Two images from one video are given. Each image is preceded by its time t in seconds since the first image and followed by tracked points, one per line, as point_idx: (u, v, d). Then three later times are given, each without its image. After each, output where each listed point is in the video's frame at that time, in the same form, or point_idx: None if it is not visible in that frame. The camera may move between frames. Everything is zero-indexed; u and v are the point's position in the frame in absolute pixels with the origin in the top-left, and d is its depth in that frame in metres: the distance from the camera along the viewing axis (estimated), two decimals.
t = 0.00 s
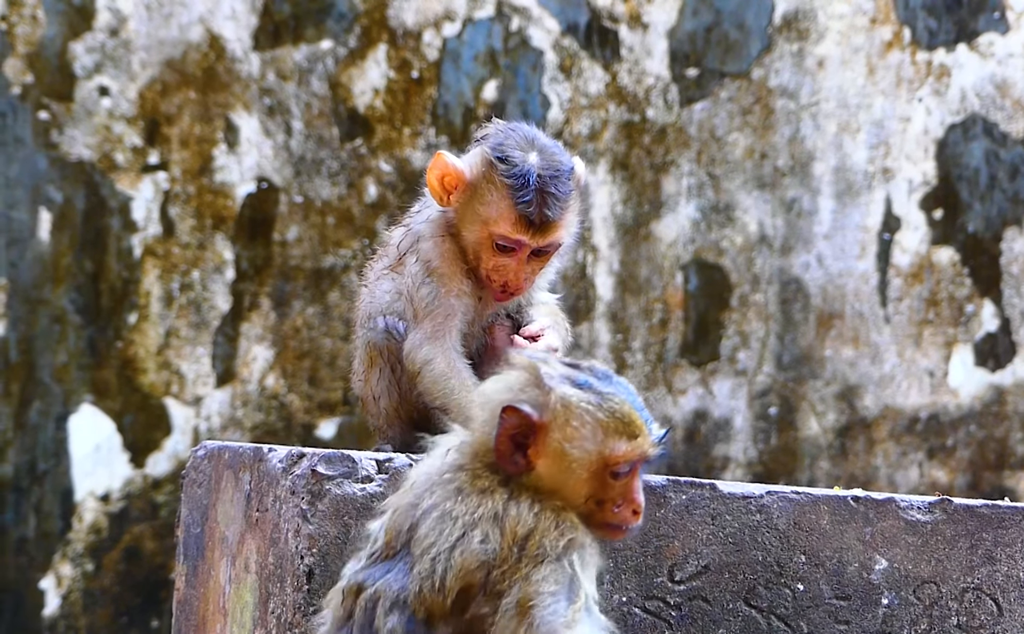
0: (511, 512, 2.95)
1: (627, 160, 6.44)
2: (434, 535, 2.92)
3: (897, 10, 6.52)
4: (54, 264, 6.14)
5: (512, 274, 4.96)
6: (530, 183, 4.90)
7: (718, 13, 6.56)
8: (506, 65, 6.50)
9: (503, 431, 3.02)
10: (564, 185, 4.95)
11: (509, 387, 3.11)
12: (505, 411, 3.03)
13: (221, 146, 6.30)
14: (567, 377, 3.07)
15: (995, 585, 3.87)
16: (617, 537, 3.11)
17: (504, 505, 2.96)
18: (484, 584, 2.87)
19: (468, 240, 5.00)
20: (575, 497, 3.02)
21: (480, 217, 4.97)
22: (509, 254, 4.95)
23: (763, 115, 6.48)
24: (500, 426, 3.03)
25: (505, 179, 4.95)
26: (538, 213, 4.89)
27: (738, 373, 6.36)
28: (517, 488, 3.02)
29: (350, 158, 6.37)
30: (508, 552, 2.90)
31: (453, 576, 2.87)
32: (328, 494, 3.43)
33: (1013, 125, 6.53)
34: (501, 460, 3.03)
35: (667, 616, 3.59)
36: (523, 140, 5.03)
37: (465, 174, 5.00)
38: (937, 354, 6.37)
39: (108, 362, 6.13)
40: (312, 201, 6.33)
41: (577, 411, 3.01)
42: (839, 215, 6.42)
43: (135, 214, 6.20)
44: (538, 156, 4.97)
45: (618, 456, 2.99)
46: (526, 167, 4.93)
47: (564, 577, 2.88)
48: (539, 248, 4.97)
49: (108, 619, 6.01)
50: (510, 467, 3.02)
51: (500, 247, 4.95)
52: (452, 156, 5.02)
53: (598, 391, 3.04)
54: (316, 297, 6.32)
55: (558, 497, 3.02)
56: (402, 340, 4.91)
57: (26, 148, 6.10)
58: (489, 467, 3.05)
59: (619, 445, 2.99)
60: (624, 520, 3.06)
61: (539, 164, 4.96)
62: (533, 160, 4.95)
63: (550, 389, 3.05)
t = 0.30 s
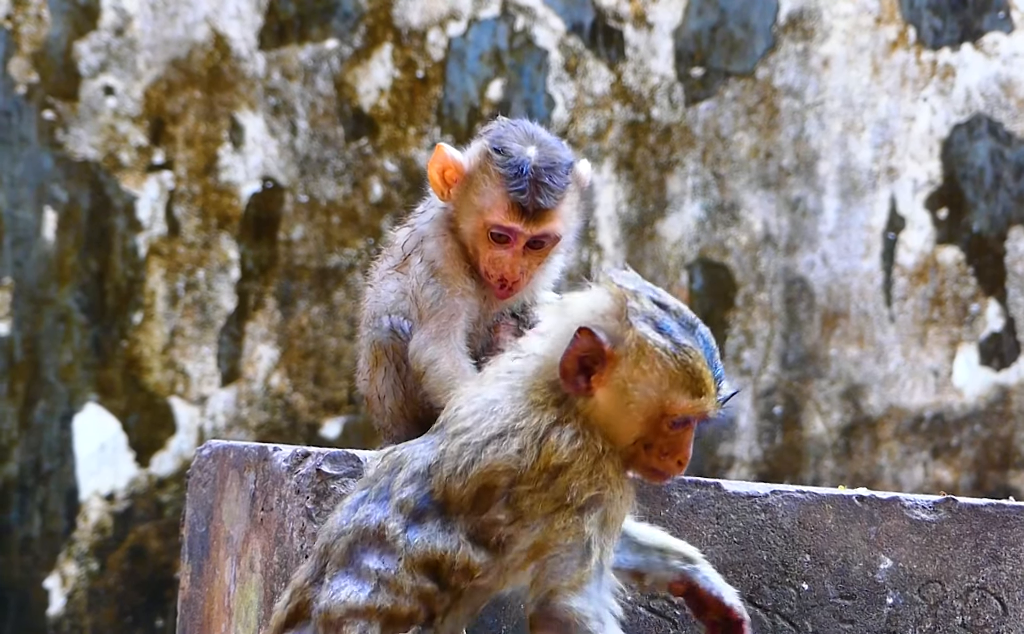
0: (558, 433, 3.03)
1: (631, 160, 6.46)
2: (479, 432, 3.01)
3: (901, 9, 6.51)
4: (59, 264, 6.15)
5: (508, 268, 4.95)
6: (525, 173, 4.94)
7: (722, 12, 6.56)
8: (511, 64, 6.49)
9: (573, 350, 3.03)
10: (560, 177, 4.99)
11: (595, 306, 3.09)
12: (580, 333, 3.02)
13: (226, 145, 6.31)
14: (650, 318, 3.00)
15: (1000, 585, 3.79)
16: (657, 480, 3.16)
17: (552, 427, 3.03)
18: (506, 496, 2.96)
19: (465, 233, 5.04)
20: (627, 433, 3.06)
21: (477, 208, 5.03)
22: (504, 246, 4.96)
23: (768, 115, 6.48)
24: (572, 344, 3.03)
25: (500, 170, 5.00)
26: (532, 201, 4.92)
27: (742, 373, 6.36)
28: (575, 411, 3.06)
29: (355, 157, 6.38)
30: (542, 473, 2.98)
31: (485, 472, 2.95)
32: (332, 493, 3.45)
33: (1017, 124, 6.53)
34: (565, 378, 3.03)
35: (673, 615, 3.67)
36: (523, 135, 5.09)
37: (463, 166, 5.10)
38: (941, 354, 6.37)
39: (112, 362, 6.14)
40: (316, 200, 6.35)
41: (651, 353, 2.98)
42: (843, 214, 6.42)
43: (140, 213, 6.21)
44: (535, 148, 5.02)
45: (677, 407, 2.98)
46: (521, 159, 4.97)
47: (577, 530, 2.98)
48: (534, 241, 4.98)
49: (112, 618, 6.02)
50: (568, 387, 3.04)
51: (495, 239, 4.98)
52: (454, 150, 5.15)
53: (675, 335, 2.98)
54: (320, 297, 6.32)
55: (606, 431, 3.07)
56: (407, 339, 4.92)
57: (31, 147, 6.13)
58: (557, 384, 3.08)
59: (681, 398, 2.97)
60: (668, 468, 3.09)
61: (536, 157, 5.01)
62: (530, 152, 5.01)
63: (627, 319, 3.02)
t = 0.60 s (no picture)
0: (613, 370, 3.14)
1: (636, 159, 6.46)
2: (529, 367, 3.19)
3: (906, 8, 6.51)
4: (64, 263, 6.16)
5: (502, 254, 4.95)
6: (511, 156, 5.01)
7: (726, 12, 6.56)
8: (515, 64, 6.49)
9: (675, 297, 3.16)
10: (547, 161, 5.04)
11: (709, 260, 3.22)
12: (685, 284, 3.16)
13: (231, 144, 6.32)
14: (761, 287, 3.10)
15: (1004, 584, 3.78)
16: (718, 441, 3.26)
17: (608, 364, 3.15)
18: (540, 431, 3.10)
19: (459, 223, 5.05)
20: (700, 390, 3.15)
21: (466, 195, 5.06)
22: (497, 234, 4.98)
23: (772, 114, 6.47)
24: (676, 292, 3.17)
25: (487, 156, 5.06)
26: (519, 183, 4.97)
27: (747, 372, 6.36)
28: (657, 359, 3.16)
29: (359, 156, 6.38)
30: (580, 409, 3.08)
31: (521, 406, 3.12)
32: (337, 492, 3.50)
33: (1021, 123, 6.52)
34: (660, 324, 3.16)
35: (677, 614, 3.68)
36: (511, 124, 5.16)
37: (455, 158, 5.18)
38: (946, 353, 6.35)
39: (117, 361, 6.15)
40: (321, 199, 6.34)
41: (757, 320, 3.08)
42: (848, 214, 6.42)
43: (144, 212, 6.22)
44: (520, 134, 5.09)
45: (763, 381, 3.10)
46: (508, 144, 5.05)
47: (602, 470, 3.03)
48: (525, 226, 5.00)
49: (116, 618, 6.03)
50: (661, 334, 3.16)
51: (487, 227, 4.98)
52: (445, 146, 5.24)
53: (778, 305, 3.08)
54: (325, 296, 6.32)
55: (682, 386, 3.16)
56: (410, 339, 4.93)
57: (35, 147, 6.14)
58: (649, 330, 3.20)
59: (768, 374, 3.08)
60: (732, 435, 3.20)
61: (524, 143, 5.08)
62: (518, 139, 5.08)
63: (735, 279, 3.14)
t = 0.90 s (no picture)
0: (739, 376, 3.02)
1: (639, 158, 6.46)
2: (652, 351, 3.10)
3: (908, 7, 6.51)
4: (67, 262, 6.15)
5: (504, 247, 4.92)
6: (502, 147, 5.00)
7: (730, 11, 6.56)
8: (519, 63, 6.49)
9: (829, 327, 3.09)
10: (539, 148, 5.04)
11: (862, 292, 3.14)
12: (843, 315, 3.08)
13: (234, 143, 6.33)
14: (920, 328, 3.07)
15: (1007, 583, 3.80)
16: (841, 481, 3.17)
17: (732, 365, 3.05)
18: (636, 411, 2.99)
19: (459, 220, 5.01)
20: (835, 420, 3.07)
21: (462, 192, 5.02)
22: (497, 227, 4.95)
23: (775, 113, 6.47)
24: (830, 322, 3.10)
25: (478, 149, 5.05)
26: (512, 172, 4.94)
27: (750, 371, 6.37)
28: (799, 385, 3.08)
29: (362, 156, 6.38)
30: (687, 402, 2.96)
31: (627, 385, 3.03)
32: (340, 491, 3.43)
33: None
34: (811, 351, 3.09)
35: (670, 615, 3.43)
36: (500, 118, 5.17)
37: (447, 156, 5.15)
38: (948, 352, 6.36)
39: (120, 360, 6.14)
40: (324, 198, 6.35)
41: (915, 354, 3.03)
42: (850, 213, 6.43)
43: (148, 211, 6.22)
44: (510, 125, 5.09)
45: (910, 420, 3.03)
46: (498, 136, 5.04)
47: (679, 462, 2.91)
48: (523, 215, 4.98)
49: (119, 617, 6.02)
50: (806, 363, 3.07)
51: (485, 221, 4.96)
52: (439, 145, 5.21)
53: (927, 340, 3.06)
54: (327, 295, 6.32)
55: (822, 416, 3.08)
56: (413, 338, 4.94)
57: (38, 146, 6.13)
58: (795, 354, 3.11)
59: (915, 415, 3.02)
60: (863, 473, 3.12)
61: (513, 133, 5.07)
62: (508, 130, 5.07)
63: (884, 315, 3.08)
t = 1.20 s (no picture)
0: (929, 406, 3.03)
1: (641, 158, 6.46)
2: (846, 340, 3.09)
3: (911, 8, 6.51)
4: (69, 262, 6.13)
5: (509, 243, 4.95)
6: (500, 144, 5.05)
7: (732, 11, 6.55)
8: (521, 63, 6.49)
9: None
10: (537, 142, 5.09)
11: None
12: None
13: (236, 144, 6.33)
14: None
15: (1011, 584, 3.89)
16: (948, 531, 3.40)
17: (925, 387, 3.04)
18: (813, 387, 2.99)
19: (461, 220, 5.03)
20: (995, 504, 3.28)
21: (464, 191, 5.05)
22: (500, 224, 4.99)
23: (777, 114, 6.47)
24: None
25: (475, 148, 5.11)
26: (513, 168, 4.99)
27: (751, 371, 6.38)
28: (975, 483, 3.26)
29: (365, 156, 6.39)
30: (876, 405, 2.93)
31: (810, 357, 3.03)
32: (343, 491, 3.43)
33: None
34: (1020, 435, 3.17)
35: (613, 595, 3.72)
36: (496, 118, 5.23)
37: (444, 159, 5.19)
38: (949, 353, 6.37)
39: (123, 360, 6.14)
40: (326, 198, 6.35)
41: None
42: (852, 213, 6.43)
43: (150, 211, 6.22)
44: (507, 123, 5.14)
45: None
46: (496, 133, 5.09)
47: (851, 463, 2.89)
48: (525, 210, 5.02)
49: (121, 617, 6.02)
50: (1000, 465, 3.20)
51: (489, 219, 4.99)
52: (434, 147, 5.23)
53: None
54: (330, 295, 6.34)
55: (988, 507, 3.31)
56: (416, 339, 4.91)
57: (40, 146, 6.10)
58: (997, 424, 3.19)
59: None
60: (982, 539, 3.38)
61: (510, 130, 5.13)
62: (504, 128, 5.12)
63: None
